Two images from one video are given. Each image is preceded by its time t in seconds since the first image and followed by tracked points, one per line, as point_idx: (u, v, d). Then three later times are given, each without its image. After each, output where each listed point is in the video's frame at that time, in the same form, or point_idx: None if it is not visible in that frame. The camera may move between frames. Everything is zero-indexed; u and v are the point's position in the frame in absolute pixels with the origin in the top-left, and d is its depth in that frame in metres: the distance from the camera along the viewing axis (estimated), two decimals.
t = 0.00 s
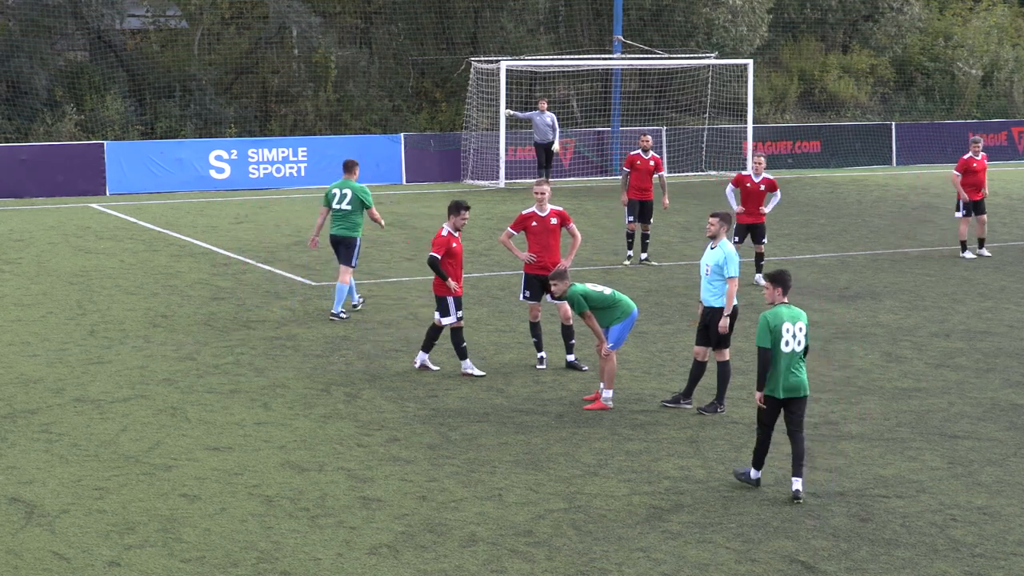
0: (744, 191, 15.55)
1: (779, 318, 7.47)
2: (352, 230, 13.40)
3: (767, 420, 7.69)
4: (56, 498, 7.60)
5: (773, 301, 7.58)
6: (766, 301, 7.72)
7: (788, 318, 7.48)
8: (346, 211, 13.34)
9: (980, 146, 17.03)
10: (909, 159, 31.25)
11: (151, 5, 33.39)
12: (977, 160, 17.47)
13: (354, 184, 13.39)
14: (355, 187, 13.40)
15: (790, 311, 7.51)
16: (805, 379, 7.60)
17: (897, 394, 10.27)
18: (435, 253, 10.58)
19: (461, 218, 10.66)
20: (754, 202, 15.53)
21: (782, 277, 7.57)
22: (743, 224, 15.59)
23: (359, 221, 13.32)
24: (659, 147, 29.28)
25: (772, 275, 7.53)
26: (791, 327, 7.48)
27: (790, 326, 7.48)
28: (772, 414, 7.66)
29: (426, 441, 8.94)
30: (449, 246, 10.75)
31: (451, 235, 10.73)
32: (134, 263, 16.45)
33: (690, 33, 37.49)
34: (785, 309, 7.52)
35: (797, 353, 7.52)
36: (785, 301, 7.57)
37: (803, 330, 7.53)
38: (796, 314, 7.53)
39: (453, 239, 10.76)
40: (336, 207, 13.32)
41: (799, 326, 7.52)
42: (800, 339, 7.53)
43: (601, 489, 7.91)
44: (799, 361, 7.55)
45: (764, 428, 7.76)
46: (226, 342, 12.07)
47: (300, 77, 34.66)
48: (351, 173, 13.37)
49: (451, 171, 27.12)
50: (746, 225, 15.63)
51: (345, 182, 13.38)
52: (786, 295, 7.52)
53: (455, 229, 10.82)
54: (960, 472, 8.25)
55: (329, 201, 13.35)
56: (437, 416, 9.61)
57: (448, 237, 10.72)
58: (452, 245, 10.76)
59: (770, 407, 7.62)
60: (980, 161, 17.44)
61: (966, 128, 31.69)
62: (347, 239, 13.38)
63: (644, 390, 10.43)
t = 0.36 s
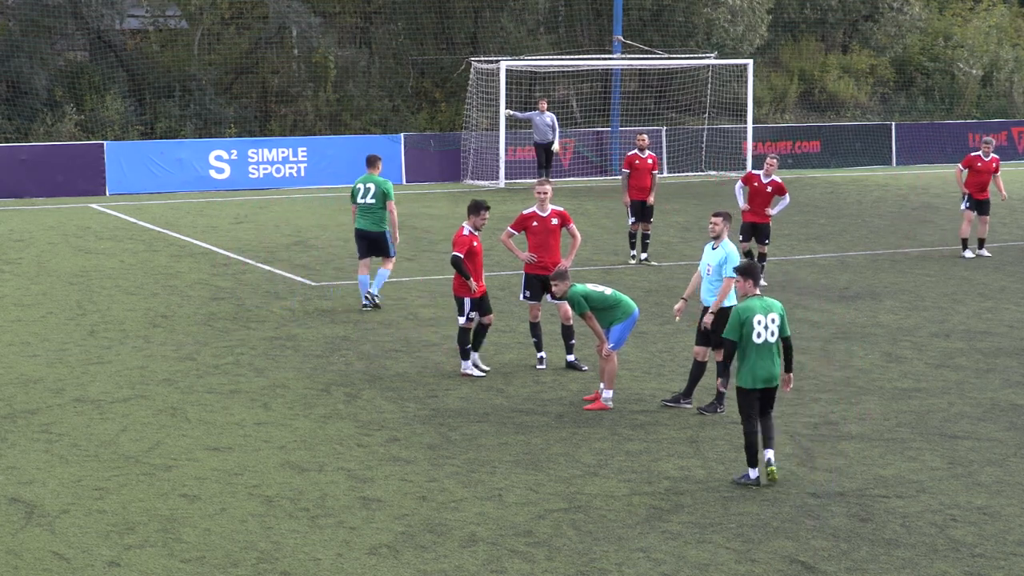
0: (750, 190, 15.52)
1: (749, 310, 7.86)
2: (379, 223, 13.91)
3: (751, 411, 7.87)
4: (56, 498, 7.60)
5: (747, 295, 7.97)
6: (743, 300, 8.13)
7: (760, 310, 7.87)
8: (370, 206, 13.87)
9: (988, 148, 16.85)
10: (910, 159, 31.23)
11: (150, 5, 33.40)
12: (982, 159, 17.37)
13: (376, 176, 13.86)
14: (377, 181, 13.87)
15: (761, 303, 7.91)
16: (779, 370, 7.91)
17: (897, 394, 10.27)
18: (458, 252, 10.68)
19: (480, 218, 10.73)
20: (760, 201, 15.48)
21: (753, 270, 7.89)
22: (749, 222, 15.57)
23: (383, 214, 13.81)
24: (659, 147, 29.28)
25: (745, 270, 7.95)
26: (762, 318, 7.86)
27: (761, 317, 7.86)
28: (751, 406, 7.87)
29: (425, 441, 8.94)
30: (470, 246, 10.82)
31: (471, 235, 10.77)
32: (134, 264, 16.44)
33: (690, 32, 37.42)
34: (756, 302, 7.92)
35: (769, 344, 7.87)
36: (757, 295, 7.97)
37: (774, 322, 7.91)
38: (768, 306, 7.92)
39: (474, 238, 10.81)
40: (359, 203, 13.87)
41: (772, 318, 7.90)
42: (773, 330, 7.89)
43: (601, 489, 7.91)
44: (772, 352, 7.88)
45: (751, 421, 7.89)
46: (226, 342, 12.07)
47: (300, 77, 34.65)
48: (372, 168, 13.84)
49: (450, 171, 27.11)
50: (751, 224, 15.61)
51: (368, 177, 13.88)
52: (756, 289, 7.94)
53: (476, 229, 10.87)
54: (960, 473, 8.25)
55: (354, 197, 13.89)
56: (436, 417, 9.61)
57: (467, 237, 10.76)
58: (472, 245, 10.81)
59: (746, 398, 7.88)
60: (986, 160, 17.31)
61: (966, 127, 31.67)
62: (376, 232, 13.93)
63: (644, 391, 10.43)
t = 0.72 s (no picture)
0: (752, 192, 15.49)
1: (736, 309, 7.93)
2: (406, 225, 14.15)
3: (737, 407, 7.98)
4: (54, 500, 7.59)
5: (736, 293, 8.02)
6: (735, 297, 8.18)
7: (746, 310, 7.92)
8: (397, 209, 14.07)
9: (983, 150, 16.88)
10: (909, 162, 31.25)
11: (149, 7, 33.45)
12: (977, 160, 17.39)
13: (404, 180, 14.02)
14: (405, 185, 14.03)
15: (749, 303, 7.94)
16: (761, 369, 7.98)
17: (897, 396, 10.28)
18: (468, 253, 10.68)
19: (496, 220, 10.78)
20: (764, 202, 15.44)
21: (743, 271, 7.95)
22: (755, 224, 15.47)
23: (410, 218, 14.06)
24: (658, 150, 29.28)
25: (737, 269, 7.99)
26: (748, 319, 7.91)
27: (748, 317, 7.92)
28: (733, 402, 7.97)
29: (424, 444, 8.94)
30: (483, 248, 10.79)
31: (484, 236, 10.79)
32: (133, 266, 16.44)
33: (689, 35, 37.47)
34: (745, 301, 7.96)
35: (753, 344, 7.93)
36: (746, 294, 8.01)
37: (761, 322, 7.94)
38: (756, 306, 7.96)
39: (488, 240, 10.81)
40: (388, 205, 14.06)
41: (758, 319, 7.94)
42: (759, 331, 7.94)
43: (600, 492, 7.90)
44: (756, 351, 7.95)
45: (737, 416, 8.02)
46: (225, 345, 12.06)
47: (299, 80, 34.66)
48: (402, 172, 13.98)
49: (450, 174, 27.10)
50: (758, 227, 15.49)
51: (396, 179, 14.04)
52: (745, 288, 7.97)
53: (491, 231, 10.89)
54: (959, 475, 8.25)
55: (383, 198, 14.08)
56: (435, 419, 9.60)
57: (482, 238, 10.78)
58: (488, 247, 10.80)
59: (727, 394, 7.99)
60: (981, 161, 17.32)
61: (966, 130, 31.67)
62: (402, 234, 14.18)
63: (643, 393, 10.43)
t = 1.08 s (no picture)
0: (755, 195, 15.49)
1: (728, 306, 8.02)
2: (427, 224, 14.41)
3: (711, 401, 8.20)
4: (54, 504, 7.59)
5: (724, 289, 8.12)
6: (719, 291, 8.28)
7: (738, 306, 8.04)
8: (421, 207, 14.34)
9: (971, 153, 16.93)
10: (909, 166, 31.29)
11: (149, 12, 33.53)
12: (967, 164, 17.44)
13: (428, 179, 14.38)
14: (429, 185, 14.38)
15: (739, 299, 8.06)
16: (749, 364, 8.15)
17: (897, 400, 10.27)
18: (477, 255, 10.75)
19: (513, 223, 10.67)
20: (767, 204, 15.45)
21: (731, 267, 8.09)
22: (761, 228, 15.50)
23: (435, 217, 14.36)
24: (658, 153, 29.29)
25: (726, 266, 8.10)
26: (740, 315, 8.03)
27: (739, 314, 8.04)
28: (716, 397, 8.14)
29: (424, 448, 8.93)
30: (493, 250, 10.75)
31: (497, 240, 10.73)
32: (133, 270, 16.45)
33: (689, 39, 37.52)
34: (735, 297, 8.08)
35: (743, 339, 8.08)
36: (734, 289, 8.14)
37: (750, 318, 8.11)
38: (745, 302, 8.09)
39: (498, 243, 10.73)
40: (412, 203, 14.30)
41: (747, 314, 8.08)
42: (748, 326, 8.09)
43: (600, 496, 7.90)
44: (745, 346, 8.11)
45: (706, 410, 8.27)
46: (225, 348, 12.06)
47: (299, 84, 34.71)
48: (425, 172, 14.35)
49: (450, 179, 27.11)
50: (765, 230, 15.53)
51: (419, 179, 14.35)
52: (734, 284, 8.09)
53: (506, 236, 10.78)
54: (959, 479, 8.24)
55: (408, 197, 14.30)
56: (435, 423, 9.59)
57: (494, 240, 10.74)
58: (497, 250, 10.73)
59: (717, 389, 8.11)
60: (972, 164, 17.38)
61: (966, 133, 31.69)
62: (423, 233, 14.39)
63: (644, 397, 10.41)
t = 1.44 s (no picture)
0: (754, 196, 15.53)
1: (697, 306, 8.17)
2: (444, 219, 14.87)
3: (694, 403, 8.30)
4: (48, 507, 7.57)
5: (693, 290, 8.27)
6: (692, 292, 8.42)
7: (707, 305, 8.17)
8: (434, 204, 14.81)
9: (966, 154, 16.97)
10: (902, 168, 31.34)
11: (143, 14, 33.52)
12: (962, 164, 17.49)
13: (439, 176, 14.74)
14: (441, 179, 14.81)
15: (709, 299, 8.20)
16: (726, 360, 8.27)
17: (891, 402, 10.29)
18: (474, 258, 10.75)
19: (508, 225, 10.69)
20: (769, 205, 15.47)
21: (698, 268, 8.23)
22: (762, 229, 15.54)
23: (447, 212, 14.77)
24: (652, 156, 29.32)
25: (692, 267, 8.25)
26: (710, 314, 8.17)
27: (709, 313, 8.17)
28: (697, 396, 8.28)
29: (418, 450, 8.92)
30: (490, 253, 10.76)
31: (493, 243, 10.73)
32: (127, 273, 16.41)
33: (683, 42, 37.59)
34: (704, 297, 8.22)
35: (717, 337, 8.20)
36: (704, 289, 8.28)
37: (722, 316, 8.22)
38: (716, 301, 8.22)
39: (495, 246, 10.74)
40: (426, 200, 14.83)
41: (719, 312, 8.20)
42: (720, 324, 8.20)
43: (595, 498, 7.90)
44: (720, 343, 8.23)
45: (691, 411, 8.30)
46: (219, 351, 12.04)
47: (293, 86, 34.62)
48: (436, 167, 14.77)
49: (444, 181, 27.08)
50: (767, 230, 15.58)
51: (430, 174, 14.81)
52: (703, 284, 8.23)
53: (503, 238, 10.79)
54: (953, 481, 8.25)
55: (421, 194, 14.84)
56: (429, 426, 9.59)
57: (490, 243, 10.75)
58: (493, 253, 10.74)
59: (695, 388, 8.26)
60: (967, 164, 17.42)
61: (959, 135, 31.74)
62: (439, 228, 14.90)
63: (638, 399, 10.42)
